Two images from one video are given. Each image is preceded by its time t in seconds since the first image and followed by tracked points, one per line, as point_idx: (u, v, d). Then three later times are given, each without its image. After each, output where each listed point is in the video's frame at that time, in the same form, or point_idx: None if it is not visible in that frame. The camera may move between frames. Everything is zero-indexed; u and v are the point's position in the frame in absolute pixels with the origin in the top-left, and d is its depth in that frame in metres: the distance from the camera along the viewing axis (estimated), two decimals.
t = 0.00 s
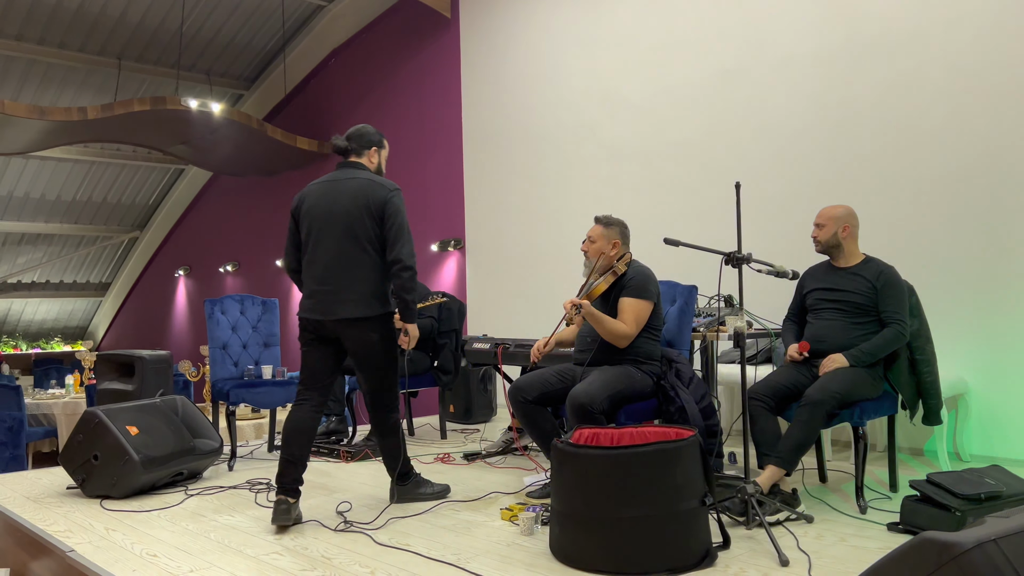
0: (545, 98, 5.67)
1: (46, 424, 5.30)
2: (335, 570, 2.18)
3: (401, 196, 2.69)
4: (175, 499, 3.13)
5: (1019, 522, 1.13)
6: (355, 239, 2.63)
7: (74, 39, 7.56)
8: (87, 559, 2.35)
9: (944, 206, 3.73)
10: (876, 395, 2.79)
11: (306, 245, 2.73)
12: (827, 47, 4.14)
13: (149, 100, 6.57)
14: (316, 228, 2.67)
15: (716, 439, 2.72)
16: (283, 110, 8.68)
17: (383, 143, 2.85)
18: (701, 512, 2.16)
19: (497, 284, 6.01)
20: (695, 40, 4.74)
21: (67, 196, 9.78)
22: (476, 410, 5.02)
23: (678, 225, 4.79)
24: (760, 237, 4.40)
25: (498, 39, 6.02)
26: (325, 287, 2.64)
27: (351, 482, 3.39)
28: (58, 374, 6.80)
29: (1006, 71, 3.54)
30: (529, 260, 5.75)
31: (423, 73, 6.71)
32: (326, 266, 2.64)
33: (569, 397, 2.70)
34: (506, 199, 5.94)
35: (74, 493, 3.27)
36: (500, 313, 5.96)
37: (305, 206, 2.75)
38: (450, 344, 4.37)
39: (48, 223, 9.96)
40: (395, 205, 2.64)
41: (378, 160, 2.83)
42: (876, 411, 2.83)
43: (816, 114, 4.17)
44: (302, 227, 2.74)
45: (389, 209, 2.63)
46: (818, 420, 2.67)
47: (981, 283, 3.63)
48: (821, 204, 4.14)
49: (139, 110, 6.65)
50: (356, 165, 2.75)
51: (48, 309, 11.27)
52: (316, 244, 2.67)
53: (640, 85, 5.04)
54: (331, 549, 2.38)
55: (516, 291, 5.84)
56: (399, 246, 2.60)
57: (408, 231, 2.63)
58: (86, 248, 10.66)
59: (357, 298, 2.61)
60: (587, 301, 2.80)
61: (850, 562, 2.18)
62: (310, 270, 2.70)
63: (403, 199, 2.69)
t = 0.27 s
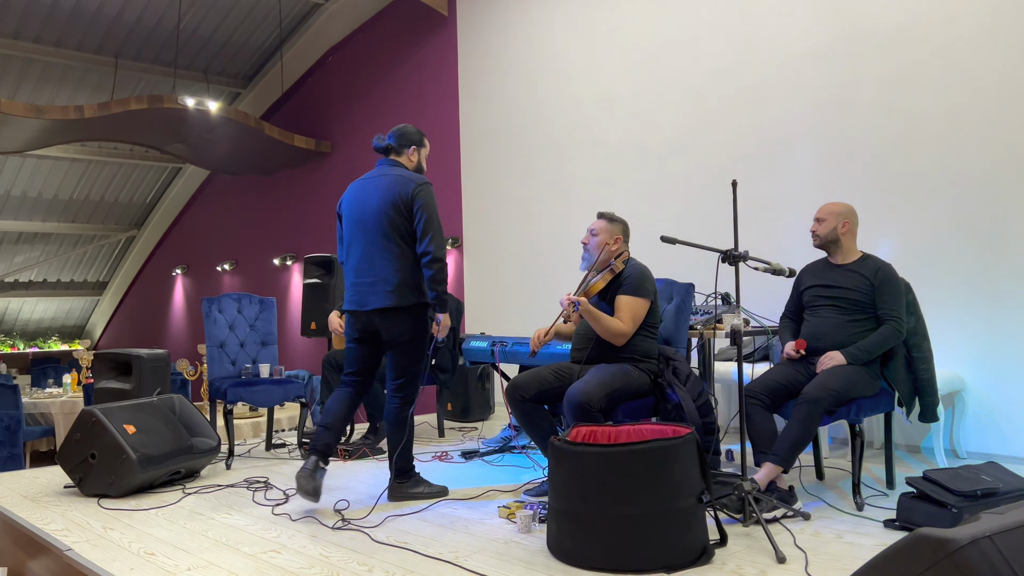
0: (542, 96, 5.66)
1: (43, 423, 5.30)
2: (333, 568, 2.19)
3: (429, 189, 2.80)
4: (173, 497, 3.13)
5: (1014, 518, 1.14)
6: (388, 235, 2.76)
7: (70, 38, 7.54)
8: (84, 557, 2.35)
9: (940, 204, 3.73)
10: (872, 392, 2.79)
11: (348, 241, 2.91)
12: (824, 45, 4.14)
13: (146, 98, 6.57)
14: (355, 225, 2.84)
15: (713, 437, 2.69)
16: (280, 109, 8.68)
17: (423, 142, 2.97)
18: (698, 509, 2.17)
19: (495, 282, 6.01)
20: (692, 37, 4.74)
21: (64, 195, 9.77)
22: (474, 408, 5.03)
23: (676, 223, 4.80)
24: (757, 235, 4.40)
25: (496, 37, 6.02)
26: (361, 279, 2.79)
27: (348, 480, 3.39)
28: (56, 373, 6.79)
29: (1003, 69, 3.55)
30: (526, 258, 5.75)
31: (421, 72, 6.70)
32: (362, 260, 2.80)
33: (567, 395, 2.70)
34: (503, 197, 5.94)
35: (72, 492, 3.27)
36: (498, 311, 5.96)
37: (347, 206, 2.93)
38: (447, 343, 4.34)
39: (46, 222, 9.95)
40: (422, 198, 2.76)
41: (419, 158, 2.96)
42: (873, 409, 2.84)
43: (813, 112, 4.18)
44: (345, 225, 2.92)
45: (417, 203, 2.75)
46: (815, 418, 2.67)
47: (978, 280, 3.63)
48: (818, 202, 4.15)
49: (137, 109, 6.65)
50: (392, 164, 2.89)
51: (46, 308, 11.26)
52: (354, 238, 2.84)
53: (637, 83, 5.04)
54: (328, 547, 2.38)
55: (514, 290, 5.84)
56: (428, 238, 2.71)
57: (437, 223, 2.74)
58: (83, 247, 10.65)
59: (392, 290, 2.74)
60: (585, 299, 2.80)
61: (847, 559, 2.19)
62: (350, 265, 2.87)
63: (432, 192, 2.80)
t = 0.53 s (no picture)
0: (539, 94, 5.66)
1: (39, 422, 5.29)
2: (329, 566, 2.19)
3: (434, 187, 2.83)
4: (169, 496, 3.13)
5: (1007, 515, 1.14)
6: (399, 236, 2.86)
7: (65, 36, 7.52)
8: (79, 556, 2.35)
9: (936, 202, 3.74)
10: (868, 389, 2.80)
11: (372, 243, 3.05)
12: (820, 43, 4.14)
13: (142, 97, 6.56)
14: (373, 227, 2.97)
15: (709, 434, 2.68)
16: (276, 107, 8.67)
17: (441, 141, 3.04)
18: (694, 507, 2.17)
19: (491, 281, 6.01)
20: (687, 35, 4.74)
21: (60, 193, 9.74)
22: (470, 406, 5.03)
23: (672, 221, 4.80)
24: (753, 233, 4.41)
25: (492, 35, 6.01)
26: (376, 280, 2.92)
27: (344, 479, 3.39)
28: (52, 373, 6.78)
29: (998, 66, 3.55)
30: (523, 257, 5.75)
31: (417, 70, 6.69)
32: (378, 261, 2.93)
33: (563, 393, 2.70)
34: (500, 195, 5.94)
35: (68, 491, 3.27)
36: (495, 309, 5.96)
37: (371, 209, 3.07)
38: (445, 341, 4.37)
39: (42, 220, 9.93)
40: (425, 198, 2.79)
41: (437, 157, 3.03)
42: (869, 406, 2.84)
43: (809, 109, 4.18)
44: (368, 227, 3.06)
45: (423, 202, 2.80)
46: (811, 415, 2.69)
47: (973, 277, 3.64)
48: (814, 200, 4.15)
49: (132, 107, 6.64)
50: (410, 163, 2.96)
51: (42, 307, 11.24)
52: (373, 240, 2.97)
53: (634, 81, 5.03)
54: (325, 545, 2.38)
55: (511, 288, 5.84)
56: (432, 237, 2.77)
57: (442, 221, 2.78)
58: (79, 245, 10.63)
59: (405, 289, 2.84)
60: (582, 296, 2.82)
61: (842, 556, 2.19)
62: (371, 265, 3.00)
63: (439, 190, 2.84)
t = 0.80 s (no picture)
0: (535, 93, 5.66)
1: (35, 423, 5.28)
2: (326, 566, 2.18)
3: (428, 189, 2.84)
4: (165, 496, 3.12)
5: (1002, 513, 1.14)
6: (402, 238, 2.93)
7: (60, 35, 7.50)
8: (75, 556, 2.35)
9: (931, 201, 3.75)
10: (864, 388, 2.80)
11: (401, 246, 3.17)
12: (815, 42, 4.15)
13: (137, 96, 6.54)
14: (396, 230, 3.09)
15: (706, 433, 2.74)
16: (272, 106, 8.65)
17: (463, 148, 2.99)
18: (690, 506, 2.17)
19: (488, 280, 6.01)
20: (684, 35, 4.74)
21: (55, 193, 9.71)
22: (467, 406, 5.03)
23: (668, 220, 4.80)
24: (749, 232, 4.42)
25: (488, 34, 6.01)
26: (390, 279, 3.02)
27: (341, 478, 3.38)
28: (47, 373, 6.76)
29: (993, 66, 3.57)
30: (520, 257, 5.74)
31: (413, 69, 6.69)
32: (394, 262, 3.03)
33: (560, 392, 2.71)
34: (496, 195, 5.94)
35: (64, 491, 3.26)
36: (491, 309, 5.96)
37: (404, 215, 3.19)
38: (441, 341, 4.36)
39: (37, 220, 9.90)
40: (419, 201, 2.82)
41: (459, 164, 2.99)
42: (865, 405, 2.85)
43: (805, 109, 4.19)
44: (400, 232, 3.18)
45: (417, 204, 2.82)
46: (806, 414, 2.69)
47: (968, 276, 3.65)
48: (810, 199, 4.16)
49: (127, 106, 6.62)
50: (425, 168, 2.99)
51: (37, 307, 11.20)
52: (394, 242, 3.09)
53: (630, 80, 5.03)
54: (321, 545, 2.38)
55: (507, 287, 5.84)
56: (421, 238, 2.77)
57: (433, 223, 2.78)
58: (74, 245, 10.59)
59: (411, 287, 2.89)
60: (576, 294, 2.81)
61: (838, 554, 2.20)
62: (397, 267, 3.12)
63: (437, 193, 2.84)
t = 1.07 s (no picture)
0: (531, 93, 5.66)
1: (30, 423, 5.26)
2: (322, 566, 2.18)
3: (436, 187, 2.95)
4: (161, 497, 3.11)
5: (996, 511, 1.15)
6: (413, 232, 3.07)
7: (55, 35, 7.48)
8: (70, 557, 2.34)
9: (925, 201, 3.77)
10: (859, 387, 2.81)
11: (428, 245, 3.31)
12: (810, 42, 4.16)
13: (132, 96, 6.53)
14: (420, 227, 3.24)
15: (701, 433, 2.74)
16: (268, 106, 8.64)
17: (493, 156, 3.06)
18: (686, 505, 2.17)
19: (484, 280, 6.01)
20: (679, 35, 4.75)
21: (50, 193, 9.68)
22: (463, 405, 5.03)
23: (664, 220, 4.81)
24: (745, 232, 4.43)
25: (484, 34, 6.01)
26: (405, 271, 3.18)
27: (337, 478, 3.38)
28: (42, 373, 6.74)
29: (986, 66, 3.58)
30: (516, 256, 5.75)
31: (409, 69, 6.69)
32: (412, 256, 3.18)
33: (556, 392, 2.71)
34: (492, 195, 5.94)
35: (59, 492, 3.25)
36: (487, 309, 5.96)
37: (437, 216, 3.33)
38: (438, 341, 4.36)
39: (31, 220, 9.87)
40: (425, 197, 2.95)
41: (487, 172, 3.07)
42: (859, 404, 2.85)
43: (800, 109, 4.20)
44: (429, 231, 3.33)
45: (424, 202, 2.95)
46: (801, 413, 2.70)
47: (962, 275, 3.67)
48: (805, 199, 4.17)
49: (123, 106, 6.61)
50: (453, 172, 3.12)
51: (32, 307, 11.17)
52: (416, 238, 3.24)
53: (626, 80, 5.04)
54: (318, 545, 2.38)
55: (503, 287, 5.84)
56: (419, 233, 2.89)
57: (434, 219, 2.88)
58: (69, 245, 10.56)
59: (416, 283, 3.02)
60: (571, 296, 2.81)
61: (833, 553, 2.21)
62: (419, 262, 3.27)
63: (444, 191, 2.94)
